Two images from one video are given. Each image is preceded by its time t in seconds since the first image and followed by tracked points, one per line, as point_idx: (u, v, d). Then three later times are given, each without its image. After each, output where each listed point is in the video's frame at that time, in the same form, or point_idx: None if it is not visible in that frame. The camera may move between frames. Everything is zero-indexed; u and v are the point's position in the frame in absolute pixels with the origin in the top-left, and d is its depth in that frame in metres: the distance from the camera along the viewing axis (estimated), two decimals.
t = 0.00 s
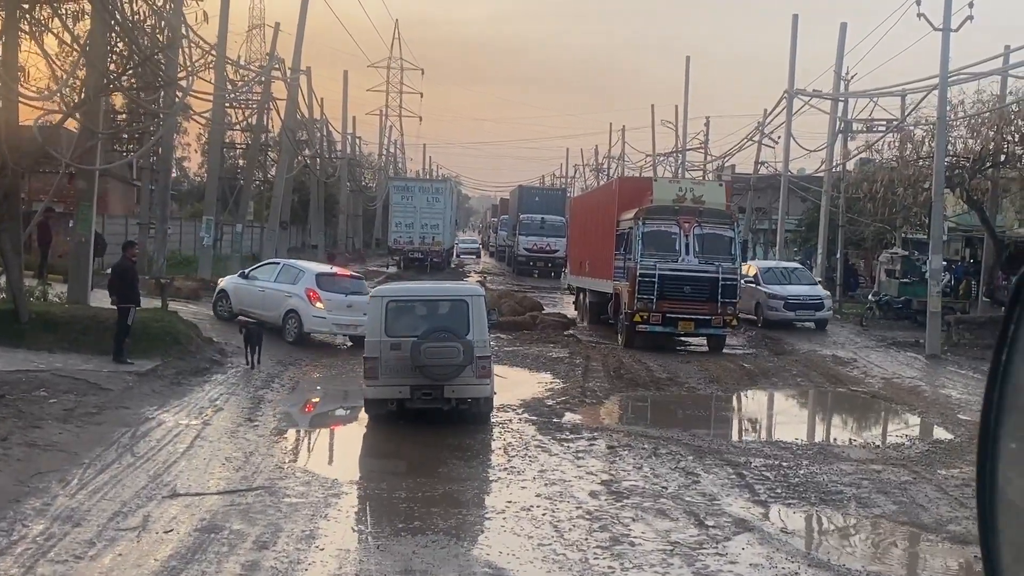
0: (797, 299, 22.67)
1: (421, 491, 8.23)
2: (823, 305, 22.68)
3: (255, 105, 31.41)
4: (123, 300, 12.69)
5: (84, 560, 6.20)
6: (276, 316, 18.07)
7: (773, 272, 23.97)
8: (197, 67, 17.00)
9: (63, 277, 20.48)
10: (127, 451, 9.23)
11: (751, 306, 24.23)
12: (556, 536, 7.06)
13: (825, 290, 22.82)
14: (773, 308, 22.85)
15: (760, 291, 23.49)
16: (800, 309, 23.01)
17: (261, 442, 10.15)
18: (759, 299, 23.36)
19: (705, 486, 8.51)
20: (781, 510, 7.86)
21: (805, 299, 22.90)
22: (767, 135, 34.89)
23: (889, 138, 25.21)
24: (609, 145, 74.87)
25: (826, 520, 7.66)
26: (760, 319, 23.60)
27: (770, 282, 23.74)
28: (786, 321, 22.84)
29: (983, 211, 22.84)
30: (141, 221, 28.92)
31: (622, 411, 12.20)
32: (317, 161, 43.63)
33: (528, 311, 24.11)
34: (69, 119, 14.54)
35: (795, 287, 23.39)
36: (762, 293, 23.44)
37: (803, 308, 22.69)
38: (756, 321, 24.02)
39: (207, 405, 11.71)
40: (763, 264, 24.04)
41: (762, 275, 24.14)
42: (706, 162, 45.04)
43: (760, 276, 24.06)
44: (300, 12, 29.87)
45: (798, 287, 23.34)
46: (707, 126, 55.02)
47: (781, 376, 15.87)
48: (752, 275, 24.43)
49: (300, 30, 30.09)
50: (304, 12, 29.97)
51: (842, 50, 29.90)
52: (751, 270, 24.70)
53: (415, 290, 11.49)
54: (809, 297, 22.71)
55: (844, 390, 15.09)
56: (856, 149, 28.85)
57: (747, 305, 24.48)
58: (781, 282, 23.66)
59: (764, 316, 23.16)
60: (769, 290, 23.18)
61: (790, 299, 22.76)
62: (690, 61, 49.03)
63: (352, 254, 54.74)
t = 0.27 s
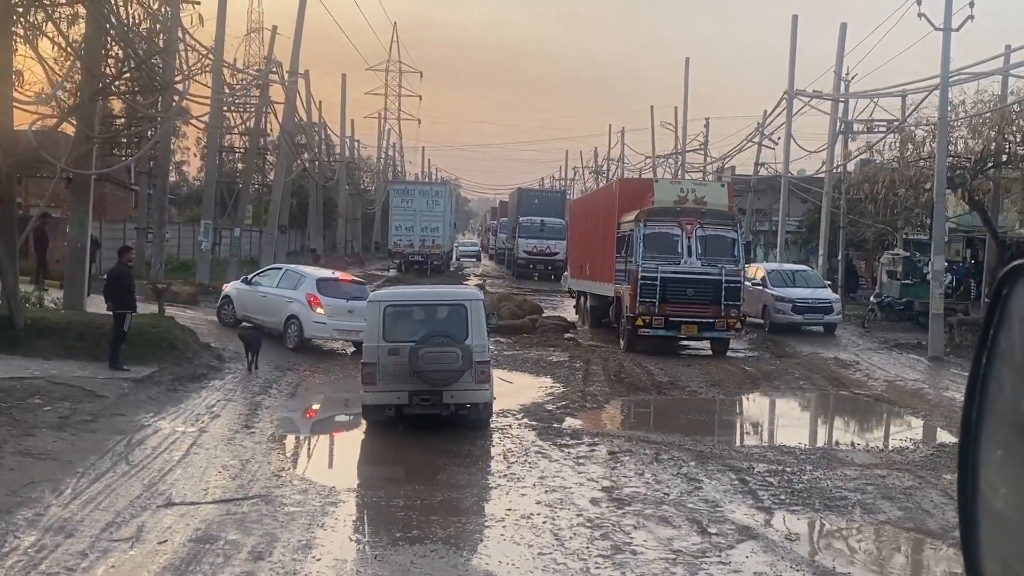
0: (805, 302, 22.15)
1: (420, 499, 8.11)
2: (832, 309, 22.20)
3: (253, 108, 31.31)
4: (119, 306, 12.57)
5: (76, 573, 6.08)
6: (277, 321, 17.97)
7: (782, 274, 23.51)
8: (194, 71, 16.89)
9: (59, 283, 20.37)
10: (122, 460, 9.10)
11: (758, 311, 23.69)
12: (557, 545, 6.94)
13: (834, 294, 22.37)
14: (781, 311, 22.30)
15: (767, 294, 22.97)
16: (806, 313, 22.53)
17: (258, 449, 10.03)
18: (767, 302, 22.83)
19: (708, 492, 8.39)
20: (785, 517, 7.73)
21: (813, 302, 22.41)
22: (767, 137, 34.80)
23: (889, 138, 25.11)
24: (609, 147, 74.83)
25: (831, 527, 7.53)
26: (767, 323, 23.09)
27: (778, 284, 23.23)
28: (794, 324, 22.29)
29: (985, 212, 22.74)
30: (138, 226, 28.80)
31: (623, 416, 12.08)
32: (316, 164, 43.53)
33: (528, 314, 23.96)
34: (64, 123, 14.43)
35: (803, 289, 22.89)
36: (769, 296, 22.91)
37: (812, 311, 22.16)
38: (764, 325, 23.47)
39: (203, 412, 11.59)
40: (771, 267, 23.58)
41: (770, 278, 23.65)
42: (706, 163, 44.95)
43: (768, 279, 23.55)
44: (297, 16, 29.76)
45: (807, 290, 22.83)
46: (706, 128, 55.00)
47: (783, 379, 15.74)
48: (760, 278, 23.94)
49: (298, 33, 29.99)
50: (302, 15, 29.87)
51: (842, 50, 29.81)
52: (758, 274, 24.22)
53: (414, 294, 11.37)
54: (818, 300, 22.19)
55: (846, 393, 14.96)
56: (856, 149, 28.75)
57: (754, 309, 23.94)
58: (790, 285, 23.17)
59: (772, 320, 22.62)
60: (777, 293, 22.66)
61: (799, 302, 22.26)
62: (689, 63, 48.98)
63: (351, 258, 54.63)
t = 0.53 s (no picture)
0: (812, 309, 21.47)
1: (418, 508, 7.99)
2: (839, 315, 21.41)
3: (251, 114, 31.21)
4: (114, 314, 12.45)
5: None
6: (277, 328, 17.84)
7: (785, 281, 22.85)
8: (190, 76, 16.80)
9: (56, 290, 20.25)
10: (116, 469, 8.98)
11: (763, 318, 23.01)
12: (557, 555, 6.81)
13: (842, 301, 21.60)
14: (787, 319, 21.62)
15: (772, 302, 22.29)
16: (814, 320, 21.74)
17: (254, 458, 9.90)
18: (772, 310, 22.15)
19: (710, 500, 8.26)
20: (788, 525, 7.60)
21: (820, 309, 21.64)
22: (766, 141, 34.71)
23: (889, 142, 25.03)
24: (608, 152, 74.75)
25: (835, 535, 7.41)
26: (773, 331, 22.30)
27: (783, 291, 22.57)
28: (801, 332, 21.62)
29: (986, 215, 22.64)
30: (136, 233, 28.67)
31: (624, 422, 11.95)
32: (314, 170, 43.44)
33: (528, 320, 23.82)
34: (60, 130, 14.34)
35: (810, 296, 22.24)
36: (775, 303, 22.23)
37: (820, 318, 21.48)
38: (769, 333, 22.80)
39: (199, 420, 11.46)
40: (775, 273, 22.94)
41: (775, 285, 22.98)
42: (705, 168, 44.85)
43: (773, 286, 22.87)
44: (295, 22, 29.70)
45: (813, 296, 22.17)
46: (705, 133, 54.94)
47: (785, 384, 15.61)
48: (765, 285, 23.26)
49: (296, 39, 29.92)
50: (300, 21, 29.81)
51: (841, 54, 29.74)
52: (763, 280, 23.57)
53: (412, 300, 11.25)
54: (825, 307, 21.52)
55: (849, 398, 14.83)
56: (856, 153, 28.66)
57: (759, 316, 23.27)
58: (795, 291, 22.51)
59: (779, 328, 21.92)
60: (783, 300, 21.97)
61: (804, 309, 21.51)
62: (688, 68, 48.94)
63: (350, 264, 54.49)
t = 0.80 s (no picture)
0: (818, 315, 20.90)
1: (418, 515, 7.89)
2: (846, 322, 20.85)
3: (249, 118, 31.14)
4: (112, 318, 12.36)
5: None
6: (278, 332, 17.78)
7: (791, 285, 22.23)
8: (188, 79, 16.74)
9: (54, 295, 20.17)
10: (112, 476, 8.89)
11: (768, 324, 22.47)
12: (558, 562, 6.72)
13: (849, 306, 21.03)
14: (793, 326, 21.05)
15: (778, 307, 21.73)
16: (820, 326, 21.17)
17: (252, 464, 9.81)
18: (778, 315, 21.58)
19: (713, 506, 8.16)
20: (793, 531, 7.51)
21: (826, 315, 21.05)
22: (766, 143, 34.66)
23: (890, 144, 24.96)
24: (608, 155, 74.75)
25: (840, 540, 7.32)
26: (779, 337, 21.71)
27: (789, 296, 22.00)
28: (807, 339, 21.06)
29: (987, 217, 22.56)
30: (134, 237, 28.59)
31: (625, 426, 11.86)
32: (313, 174, 43.40)
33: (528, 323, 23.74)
34: (57, 134, 14.26)
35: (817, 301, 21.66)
36: (780, 309, 21.67)
37: (826, 325, 20.91)
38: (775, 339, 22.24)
39: (197, 425, 11.37)
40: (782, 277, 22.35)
41: (781, 289, 22.40)
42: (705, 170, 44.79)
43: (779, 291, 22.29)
44: (294, 26, 29.65)
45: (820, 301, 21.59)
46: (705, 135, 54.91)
47: (787, 388, 15.51)
48: (771, 289, 22.65)
49: (294, 42, 29.86)
50: (299, 24, 29.75)
51: (841, 56, 29.68)
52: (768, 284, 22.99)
53: (411, 303, 11.18)
54: (832, 313, 20.93)
55: (851, 401, 14.72)
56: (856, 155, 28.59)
57: (765, 322, 22.69)
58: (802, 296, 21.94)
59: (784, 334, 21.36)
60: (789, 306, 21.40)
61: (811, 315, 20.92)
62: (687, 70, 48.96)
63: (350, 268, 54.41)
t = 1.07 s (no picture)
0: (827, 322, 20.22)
1: (416, 523, 7.76)
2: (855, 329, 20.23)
3: (248, 122, 31.04)
4: (108, 324, 12.25)
5: None
6: (277, 338, 17.66)
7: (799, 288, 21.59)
8: (186, 82, 16.62)
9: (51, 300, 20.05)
10: (107, 484, 8.76)
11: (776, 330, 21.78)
12: (558, 572, 6.60)
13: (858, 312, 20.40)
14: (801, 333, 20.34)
15: (786, 312, 21.05)
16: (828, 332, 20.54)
17: (249, 471, 9.69)
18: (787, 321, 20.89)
19: (716, 513, 8.04)
20: (798, 539, 7.39)
21: (835, 321, 20.42)
22: (766, 147, 34.59)
23: (891, 146, 24.86)
24: (608, 159, 74.71)
25: (846, 548, 7.20)
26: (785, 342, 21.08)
27: (798, 301, 21.31)
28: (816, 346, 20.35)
29: (989, 220, 22.45)
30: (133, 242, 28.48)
31: (626, 432, 11.74)
32: (313, 178, 43.32)
33: (528, 327, 23.61)
34: (53, 138, 14.15)
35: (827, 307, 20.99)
36: (789, 314, 20.99)
37: (836, 332, 20.22)
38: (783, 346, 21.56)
39: (194, 432, 11.25)
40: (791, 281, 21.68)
41: (790, 294, 21.72)
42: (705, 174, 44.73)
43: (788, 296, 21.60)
44: (293, 30, 29.55)
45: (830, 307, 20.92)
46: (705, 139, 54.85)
47: (789, 392, 15.38)
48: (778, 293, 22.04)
49: (293, 45, 29.76)
50: (297, 28, 29.66)
51: (841, 59, 29.61)
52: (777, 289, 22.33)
53: (410, 308, 11.06)
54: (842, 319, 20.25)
55: (854, 406, 14.60)
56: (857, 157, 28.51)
57: (771, 325, 22.03)
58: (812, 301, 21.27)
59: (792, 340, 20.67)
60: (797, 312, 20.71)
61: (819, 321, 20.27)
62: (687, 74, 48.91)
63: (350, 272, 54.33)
